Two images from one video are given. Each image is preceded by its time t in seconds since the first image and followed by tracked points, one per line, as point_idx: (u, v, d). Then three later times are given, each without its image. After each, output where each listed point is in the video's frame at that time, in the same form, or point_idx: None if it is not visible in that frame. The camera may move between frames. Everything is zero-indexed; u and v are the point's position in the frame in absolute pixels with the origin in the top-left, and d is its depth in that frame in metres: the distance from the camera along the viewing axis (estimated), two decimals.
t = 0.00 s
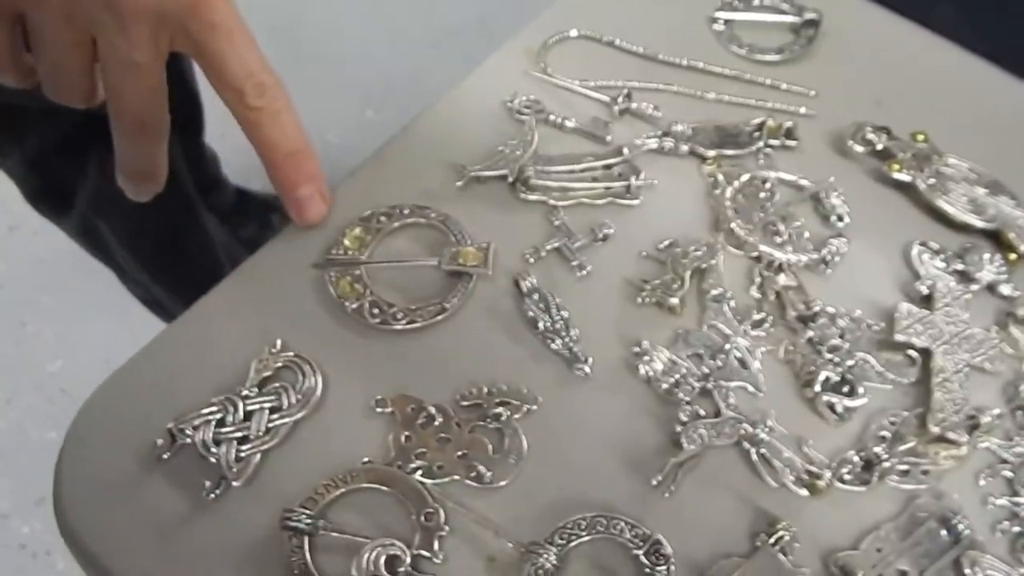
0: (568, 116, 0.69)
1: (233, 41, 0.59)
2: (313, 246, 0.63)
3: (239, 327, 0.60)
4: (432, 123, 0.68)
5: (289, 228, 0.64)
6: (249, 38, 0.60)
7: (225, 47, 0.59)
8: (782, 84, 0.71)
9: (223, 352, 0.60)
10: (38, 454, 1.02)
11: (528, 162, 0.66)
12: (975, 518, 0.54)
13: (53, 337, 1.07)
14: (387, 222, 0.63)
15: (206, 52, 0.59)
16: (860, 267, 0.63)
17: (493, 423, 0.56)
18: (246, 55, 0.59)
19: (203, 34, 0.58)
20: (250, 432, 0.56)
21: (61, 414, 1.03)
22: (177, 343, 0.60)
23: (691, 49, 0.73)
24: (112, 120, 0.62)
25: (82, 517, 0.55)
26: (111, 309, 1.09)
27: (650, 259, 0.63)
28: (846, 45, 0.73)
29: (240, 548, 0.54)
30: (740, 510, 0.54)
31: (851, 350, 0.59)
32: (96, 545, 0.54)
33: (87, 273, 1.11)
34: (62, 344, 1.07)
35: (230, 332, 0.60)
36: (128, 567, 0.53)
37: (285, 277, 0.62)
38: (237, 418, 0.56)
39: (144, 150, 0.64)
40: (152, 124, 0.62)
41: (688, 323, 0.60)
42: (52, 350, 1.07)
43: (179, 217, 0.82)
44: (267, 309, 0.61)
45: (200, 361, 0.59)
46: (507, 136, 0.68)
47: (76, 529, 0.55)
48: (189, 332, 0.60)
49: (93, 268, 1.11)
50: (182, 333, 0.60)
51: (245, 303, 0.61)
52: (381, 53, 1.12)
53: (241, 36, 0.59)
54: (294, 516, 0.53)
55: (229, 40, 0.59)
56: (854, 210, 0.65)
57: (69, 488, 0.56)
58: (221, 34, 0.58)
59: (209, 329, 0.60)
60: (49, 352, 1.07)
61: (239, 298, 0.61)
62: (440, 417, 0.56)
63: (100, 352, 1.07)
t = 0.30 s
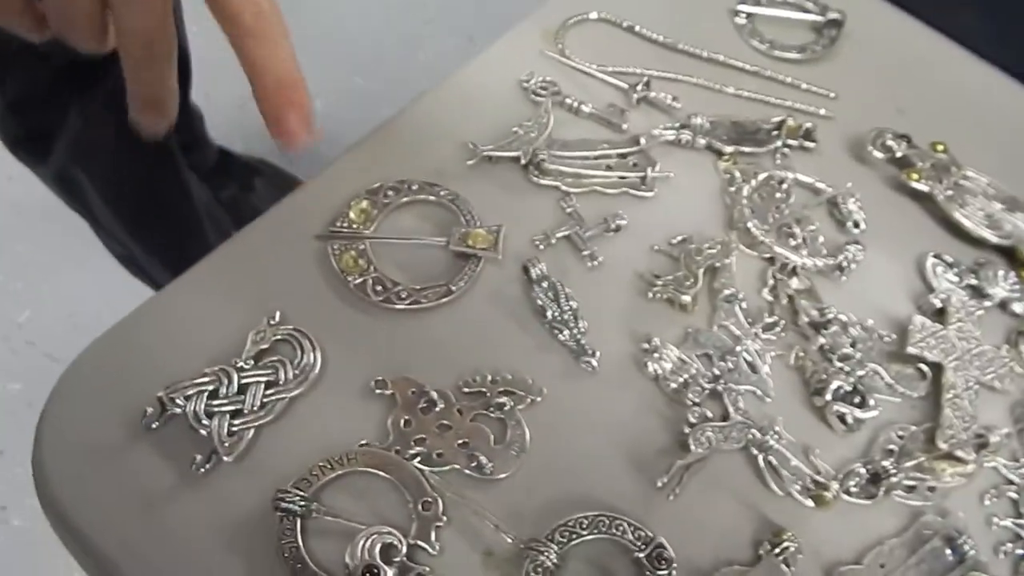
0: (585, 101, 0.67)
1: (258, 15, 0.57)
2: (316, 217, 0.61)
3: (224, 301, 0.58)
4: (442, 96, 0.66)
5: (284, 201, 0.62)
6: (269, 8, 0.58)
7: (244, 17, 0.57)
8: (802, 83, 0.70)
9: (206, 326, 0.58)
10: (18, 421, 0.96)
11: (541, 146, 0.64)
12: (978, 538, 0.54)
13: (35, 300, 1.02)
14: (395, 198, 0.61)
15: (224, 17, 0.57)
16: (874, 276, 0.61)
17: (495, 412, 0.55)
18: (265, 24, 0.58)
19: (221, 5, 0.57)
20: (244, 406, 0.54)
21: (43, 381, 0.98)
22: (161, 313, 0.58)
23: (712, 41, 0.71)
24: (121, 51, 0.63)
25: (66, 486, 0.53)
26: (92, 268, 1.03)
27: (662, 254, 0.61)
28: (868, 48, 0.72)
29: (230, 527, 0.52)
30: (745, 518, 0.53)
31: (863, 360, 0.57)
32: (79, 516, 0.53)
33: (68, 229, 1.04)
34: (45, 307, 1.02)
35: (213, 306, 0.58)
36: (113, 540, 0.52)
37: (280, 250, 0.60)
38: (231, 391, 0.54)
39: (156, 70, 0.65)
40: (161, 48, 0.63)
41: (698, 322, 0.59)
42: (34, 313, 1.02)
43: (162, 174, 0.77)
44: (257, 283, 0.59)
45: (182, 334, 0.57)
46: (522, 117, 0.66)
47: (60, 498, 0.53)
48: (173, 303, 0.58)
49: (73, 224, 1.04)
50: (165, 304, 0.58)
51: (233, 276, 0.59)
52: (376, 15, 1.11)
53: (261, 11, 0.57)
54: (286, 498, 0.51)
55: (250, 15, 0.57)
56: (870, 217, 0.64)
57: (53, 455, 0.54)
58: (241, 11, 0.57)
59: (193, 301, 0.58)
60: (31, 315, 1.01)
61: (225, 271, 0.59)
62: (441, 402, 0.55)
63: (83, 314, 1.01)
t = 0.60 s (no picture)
0: (611, 95, 0.65)
1: None
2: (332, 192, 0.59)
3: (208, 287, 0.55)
4: (462, 79, 0.64)
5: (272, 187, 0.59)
6: None
7: None
8: (828, 95, 0.69)
9: (191, 313, 0.55)
10: None
11: (567, 138, 0.62)
12: (989, 566, 0.53)
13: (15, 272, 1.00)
14: (416, 177, 0.59)
15: None
16: (894, 295, 0.61)
17: (512, 407, 0.53)
18: None
19: None
20: (252, 384, 0.52)
21: (26, 357, 0.97)
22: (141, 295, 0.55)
23: (739, 43, 0.70)
24: None
25: (59, 459, 0.51)
26: (81, 244, 1.02)
27: (685, 257, 0.60)
28: (894, 64, 0.71)
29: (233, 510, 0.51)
30: (760, 532, 0.52)
31: (882, 379, 0.57)
32: (72, 491, 0.50)
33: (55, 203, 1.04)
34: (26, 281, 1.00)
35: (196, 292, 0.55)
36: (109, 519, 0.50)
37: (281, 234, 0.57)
38: (239, 367, 0.53)
39: None
40: None
41: (718, 329, 0.58)
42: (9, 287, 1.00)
43: (150, 136, 0.72)
44: (246, 269, 0.56)
45: (165, 318, 0.54)
46: (548, 108, 0.65)
47: (52, 471, 0.51)
48: (155, 285, 0.55)
49: (60, 198, 1.04)
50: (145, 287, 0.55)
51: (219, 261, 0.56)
52: (376, 5, 1.21)
53: None
54: (294, 483, 0.50)
55: None
56: (892, 234, 0.63)
57: (45, 427, 0.51)
58: None
59: (176, 285, 0.55)
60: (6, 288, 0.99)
61: (225, 248, 0.56)
62: (456, 393, 0.53)
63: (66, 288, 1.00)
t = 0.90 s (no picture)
0: (643, 98, 0.65)
1: None
2: (366, 186, 0.59)
3: (219, 291, 0.55)
4: (495, 76, 0.64)
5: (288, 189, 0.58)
6: None
7: None
8: (855, 105, 0.69)
9: (209, 315, 0.54)
10: None
11: (600, 140, 0.62)
12: None
13: (14, 258, 1.00)
14: (451, 174, 0.59)
15: None
16: (918, 308, 0.62)
17: (547, 409, 0.53)
18: None
19: None
20: (288, 378, 0.52)
21: (22, 344, 0.96)
22: (156, 294, 0.54)
23: (768, 50, 0.70)
24: None
25: (88, 453, 0.50)
26: (78, 233, 1.03)
27: (716, 263, 0.60)
28: (920, 77, 0.71)
29: (267, 507, 0.50)
30: (788, 540, 0.52)
31: (908, 390, 0.57)
32: (104, 485, 0.49)
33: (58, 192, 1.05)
34: (25, 268, 1.00)
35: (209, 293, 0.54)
36: (141, 514, 0.49)
37: (306, 233, 0.57)
38: (275, 361, 0.52)
39: None
40: None
41: (748, 336, 0.58)
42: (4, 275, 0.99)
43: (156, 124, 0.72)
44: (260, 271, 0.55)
45: (183, 320, 0.54)
46: (581, 109, 0.64)
47: (82, 463, 0.50)
48: (169, 284, 0.54)
49: (64, 188, 1.05)
50: (157, 288, 0.54)
51: (231, 263, 0.55)
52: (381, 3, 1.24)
53: None
54: (331, 480, 0.50)
55: None
56: (918, 247, 0.64)
57: (75, 419, 0.50)
58: None
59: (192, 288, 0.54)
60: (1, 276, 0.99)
61: (249, 247, 0.56)
62: (491, 390, 0.54)
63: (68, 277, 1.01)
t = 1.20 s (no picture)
0: (654, 103, 0.67)
1: None
2: (382, 182, 0.59)
3: (222, 292, 0.54)
4: (509, 78, 0.65)
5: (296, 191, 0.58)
6: None
7: None
8: (859, 117, 0.71)
9: (212, 318, 0.54)
10: None
11: (612, 143, 0.64)
12: None
13: (8, 251, 1.01)
14: (466, 172, 0.60)
15: None
16: (917, 315, 0.64)
17: (559, 406, 0.54)
18: None
19: None
20: (303, 370, 0.52)
21: (17, 337, 0.97)
22: (162, 294, 0.54)
23: (775, 60, 0.72)
24: None
25: (101, 443, 0.50)
26: (73, 226, 1.03)
27: (723, 267, 0.62)
28: (922, 90, 0.73)
29: (282, 500, 0.50)
30: (791, 538, 0.54)
31: (909, 394, 0.59)
32: (119, 479, 0.49)
33: (54, 183, 1.05)
34: (20, 260, 1.01)
35: (213, 294, 0.54)
36: (157, 507, 0.49)
37: (319, 230, 0.57)
38: (291, 353, 0.52)
39: None
40: None
41: (754, 339, 0.60)
42: None
43: (154, 120, 0.72)
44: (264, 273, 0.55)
45: (185, 324, 0.53)
46: (594, 113, 0.66)
47: (97, 456, 0.50)
48: (173, 285, 0.54)
49: (60, 180, 1.06)
50: (160, 289, 0.54)
51: (235, 265, 0.55)
52: (382, 5, 1.25)
53: None
54: (346, 471, 0.50)
55: None
56: (918, 255, 0.66)
57: (88, 410, 0.50)
58: None
59: (193, 291, 0.54)
60: None
61: (251, 252, 0.56)
62: (503, 387, 0.54)
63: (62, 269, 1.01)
